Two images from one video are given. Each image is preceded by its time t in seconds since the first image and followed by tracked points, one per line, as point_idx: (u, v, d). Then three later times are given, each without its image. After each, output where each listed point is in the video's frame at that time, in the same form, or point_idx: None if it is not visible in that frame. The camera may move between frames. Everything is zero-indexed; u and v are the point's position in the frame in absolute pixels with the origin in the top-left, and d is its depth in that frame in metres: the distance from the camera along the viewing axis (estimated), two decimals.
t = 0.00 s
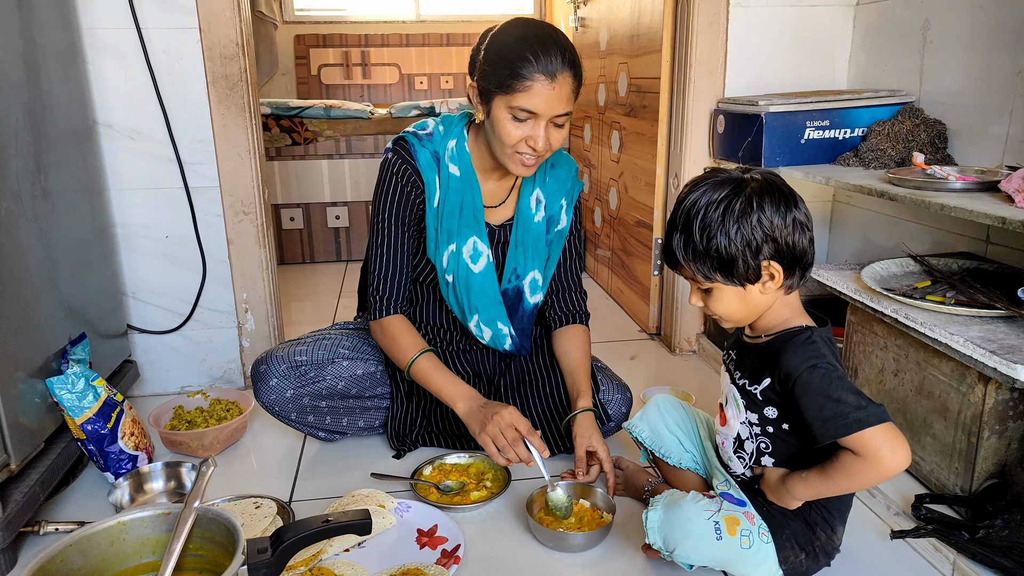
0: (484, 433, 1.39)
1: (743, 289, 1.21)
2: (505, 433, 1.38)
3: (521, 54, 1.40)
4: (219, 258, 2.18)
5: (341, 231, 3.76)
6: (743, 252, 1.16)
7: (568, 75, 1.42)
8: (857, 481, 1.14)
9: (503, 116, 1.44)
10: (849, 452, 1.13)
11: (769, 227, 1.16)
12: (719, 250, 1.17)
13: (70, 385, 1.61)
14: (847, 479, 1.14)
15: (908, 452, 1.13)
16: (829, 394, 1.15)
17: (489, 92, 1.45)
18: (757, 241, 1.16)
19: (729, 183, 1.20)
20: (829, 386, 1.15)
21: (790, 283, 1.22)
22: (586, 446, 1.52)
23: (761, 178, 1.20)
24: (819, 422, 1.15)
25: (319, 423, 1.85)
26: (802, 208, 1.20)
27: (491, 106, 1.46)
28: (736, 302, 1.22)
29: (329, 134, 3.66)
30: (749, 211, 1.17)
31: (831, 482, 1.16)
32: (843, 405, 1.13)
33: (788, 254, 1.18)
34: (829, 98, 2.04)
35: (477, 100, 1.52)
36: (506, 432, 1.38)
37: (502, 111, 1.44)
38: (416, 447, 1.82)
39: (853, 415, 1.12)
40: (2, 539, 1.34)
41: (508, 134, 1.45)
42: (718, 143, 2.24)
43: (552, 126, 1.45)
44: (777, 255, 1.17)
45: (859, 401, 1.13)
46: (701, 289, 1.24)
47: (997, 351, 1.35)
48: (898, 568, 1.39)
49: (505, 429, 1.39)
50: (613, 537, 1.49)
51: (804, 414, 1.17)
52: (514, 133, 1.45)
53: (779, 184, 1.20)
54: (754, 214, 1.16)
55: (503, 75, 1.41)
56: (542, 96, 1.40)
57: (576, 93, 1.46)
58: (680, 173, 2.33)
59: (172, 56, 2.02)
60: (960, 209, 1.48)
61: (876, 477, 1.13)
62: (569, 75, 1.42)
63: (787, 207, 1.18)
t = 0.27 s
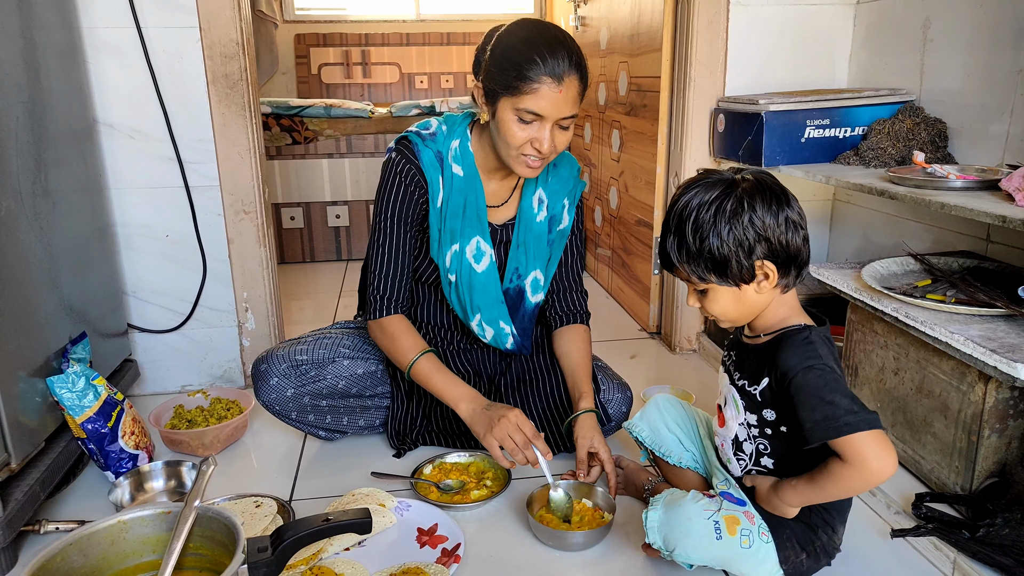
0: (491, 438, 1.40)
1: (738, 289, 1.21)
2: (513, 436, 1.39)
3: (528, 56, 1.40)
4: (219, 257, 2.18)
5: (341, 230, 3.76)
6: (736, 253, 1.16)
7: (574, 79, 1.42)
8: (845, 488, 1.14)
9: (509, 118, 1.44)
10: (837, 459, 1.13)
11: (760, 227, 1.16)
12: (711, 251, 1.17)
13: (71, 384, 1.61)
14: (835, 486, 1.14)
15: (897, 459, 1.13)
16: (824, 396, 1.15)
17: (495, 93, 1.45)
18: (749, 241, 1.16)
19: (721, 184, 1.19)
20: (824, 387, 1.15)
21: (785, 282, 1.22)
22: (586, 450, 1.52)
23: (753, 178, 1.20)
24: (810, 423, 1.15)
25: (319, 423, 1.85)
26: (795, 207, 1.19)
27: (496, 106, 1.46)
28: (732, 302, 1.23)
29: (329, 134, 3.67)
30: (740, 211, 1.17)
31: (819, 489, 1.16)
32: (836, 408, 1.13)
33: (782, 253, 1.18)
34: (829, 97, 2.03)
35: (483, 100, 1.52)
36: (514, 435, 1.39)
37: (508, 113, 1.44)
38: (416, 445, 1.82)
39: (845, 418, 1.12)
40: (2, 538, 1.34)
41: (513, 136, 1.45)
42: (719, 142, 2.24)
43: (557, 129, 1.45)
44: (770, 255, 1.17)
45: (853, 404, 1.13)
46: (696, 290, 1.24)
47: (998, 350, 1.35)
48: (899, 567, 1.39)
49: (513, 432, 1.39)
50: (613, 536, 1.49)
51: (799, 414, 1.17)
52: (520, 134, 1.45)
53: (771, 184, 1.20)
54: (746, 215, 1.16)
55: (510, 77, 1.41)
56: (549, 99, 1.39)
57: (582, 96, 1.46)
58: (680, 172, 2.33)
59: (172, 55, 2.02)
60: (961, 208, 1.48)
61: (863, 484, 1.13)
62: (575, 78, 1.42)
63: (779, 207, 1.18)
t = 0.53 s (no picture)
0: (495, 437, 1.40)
1: (738, 287, 1.21)
2: (513, 436, 1.39)
3: (531, 55, 1.39)
4: (219, 255, 2.18)
5: (341, 229, 3.76)
6: (734, 251, 1.16)
7: (576, 79, 1.42)
8: (843, 485, 1.14)
9: (510, 117, 1.44)
10: (838, 455, 1.13)
11: (758, 225, 1.16)
12: (710, 250, 1.17)
13: (70, 382, 1.61)
14: (833, 483, 1.14)
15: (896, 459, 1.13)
16: (823, 395, 1.15)
17: (496, 92, 1.45)
18: (747, 240, 1.16)
19: (718, 183, 1.20)
20: (824, 386, 1.15)
21: (784, 280, 1.21)
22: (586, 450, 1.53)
23: (750, 177, 1.20)
24: (810, 421, 1.15)
25: (319, 421, 1.85)
26: (793, 204, 1.19)
27: (497, 105, 1.46)
28: (732, 300, 1.22)
29: (329, 131, 3.64)
30: (738, 210, 1.16)
31: (819, 485, 1.16)
32: (836, 407, 1.13)
33: (780, 251, 1.18)
34: (830, 95, 2.03)
35: (484, 99, 1.51)
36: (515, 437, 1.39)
37: (509, 112, 1.44)
38: (416, 444, 1.82)
39: (845, 417, 1.12)
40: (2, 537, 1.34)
41: (514, 135, 1.45)
42: (719, 140, 2.24)
43: (557, 128, 1.45)
44: (768, 253, 1.17)
45: (853, 402, 1.13)
46: (695, 289, 1.24)
47: (998, 348, 1.35)
48: (899, 565, 1.39)
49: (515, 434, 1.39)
50: (613, 535, 1.49)
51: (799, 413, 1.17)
52: (521, 134, 1.44)
53: (768, 182, 1.20)
54: (743, 213, 1.16)
55: (512, 76, 1.40)
56: (551, 98, 1.39)
57: (584, 96, 1.46)
58: (680, 170, 2.32)
59: (172, 53, 2.02)
60: (961, 206, 1.47)
61: (863, 479, 1.13)
62: (577, 79, 1.42)
63: (777, 204, 1.18)
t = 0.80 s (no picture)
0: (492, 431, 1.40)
1: (740, 287, 1.21)
2: (508, 431, 1.38)
3: (532, 56, 1.39)
4: (220, 254, 2.18)
5: (342, 228, 3.76)
6: (736, 251, 1.16)
7: (577, 80, 1.42)
8: (847, 484, 1.14)
9: (511, 118, 1.44)
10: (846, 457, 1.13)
11: (761, 225, 1.16)
12: (712, 250, 1.17)
13: (72, 381, 1.62)
14: (838, 483, 1.14)
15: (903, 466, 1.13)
16: (829, 399, 1.15)
17: (498, 93, 1.45)
18: (750, 240, 1.16)
19: (721, 183, 1.20)
20: (830, 390, 1.15)
21: (786, 280, 1.21)
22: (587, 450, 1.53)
23: (753, 177, 1.20)
24: (816, 427, 1.15)
25: (319, 420, 1.85)
26: (795, 205, 1.19)
27: (499, 106, 1.46)
28: (734, 300, 1.22)
29: (331, 131, 3.66)
30: (740, 210, 1.17)
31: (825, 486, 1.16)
32: (842, 412, 1.13)
33: (782, 251, 1.18)
34: (831, 95, 2.03)
35: (486, 99, 1.51)
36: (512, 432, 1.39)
37: (510, 113, 1.44)
38: (417, 443, 1.82)
39: (851, 423, 1.12)
40: (3, 535, 1.35)
41: (516, 136, 1.45)
42: (720, 140, 2.24)
43: (558, 129, 1.45)
44: (770, 253, 1.17)
45: (860, 408, 1.13)
46: (697, 288, 1.24)
47: (999, 349, 1.35)
48: (899, 565, 1.39)
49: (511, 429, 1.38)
50: (614, 534, 1.49)
51: (804, 417, 1.17)
52: (522, 135, 1.45)
53: (771, 183, 1.20)
54: (745, 213, 1.16)
55: (514, 77, 1.41)
56: (552, 100, 1.39)
57: (585, 97, 1.46)
58: (681, 170, 2.32)
59: (174, 52, 2.02)
60: (963, 207, 1.47)
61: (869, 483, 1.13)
62: (578, 80, 1.42)
63: (779, 205, 1.18)
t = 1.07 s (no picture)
0: (483, 448, 1.39)
1: (745, 285, 1.21)
2: (497, 455, 1.38)
3: (531, 57, 1.40)
4: (221, 254, 2.18)
5: (343, 228, 3.76)
6: (746, 248, 1.16)
7: (576, 80, 1.42)
8: (847, 488, 1.14)
9: (509, 119, 1.44)
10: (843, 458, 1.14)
11: (772, 224, 1.16)
12: (721, 246, 1.17)
13: (73, 381, 1.62)
14: (837, 486, 1.14)
15: (901, 467, 1.13)
16: (831, 398, 1.15)
17: (496, 94, 1.45)
18: (760, 238, 1.16)
19: (734, 180, 1.19)
20: (832, 389, 1.15)
21: (792, 281, 1.22)
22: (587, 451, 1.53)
23: (767, 175, 1.20)
24: (818, 424, 1.15)
25: (321, 420, 1.85)
26: (807, 206, 1.19)
27: (497, 108, 1.46)
28: (739, 298, 1.22)
29: (332, 131, 3.64)
30: (753, 207, 1.16)
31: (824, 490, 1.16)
32: (843, 410, 1.13)
33: (791, 251, 1.18)
34: (832, 96, 2.03)
35: (485, 100, 1.51)
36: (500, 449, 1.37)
37: (508, 115, 1.44)
38: (417, 444, 1.82)
39: (852, 419, 1.12)
40: (4, 535, 1.35)
41: (515, 137, 1.45)
42: (721, 141, 2.24)
43: (558, 130, 1.45)
44: (779, 253, 1.17)
45: (861, 405, 1.13)
46: (703, 284, 1.24)
47: (1000, 349, 1.35)
48: (900, 566, 1.39)
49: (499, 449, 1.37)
50: (614, 535, 1.49)
51: (805, 414, 1.17)
52: (520, 136, 1.45)
53: (784, 182, 1.20)
54: (758, 211, 1.16)
55: (512, 79, 1.41)
56: (550, 101, 1.39)
57: (584, 98, 1.46)
58: (682, 171, 2.32)
59: (175, 52, 2.02)
60: (963, 207, 1.47)
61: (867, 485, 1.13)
62: (577, 81, 1.42)
63: (792, 205, 1.18)
